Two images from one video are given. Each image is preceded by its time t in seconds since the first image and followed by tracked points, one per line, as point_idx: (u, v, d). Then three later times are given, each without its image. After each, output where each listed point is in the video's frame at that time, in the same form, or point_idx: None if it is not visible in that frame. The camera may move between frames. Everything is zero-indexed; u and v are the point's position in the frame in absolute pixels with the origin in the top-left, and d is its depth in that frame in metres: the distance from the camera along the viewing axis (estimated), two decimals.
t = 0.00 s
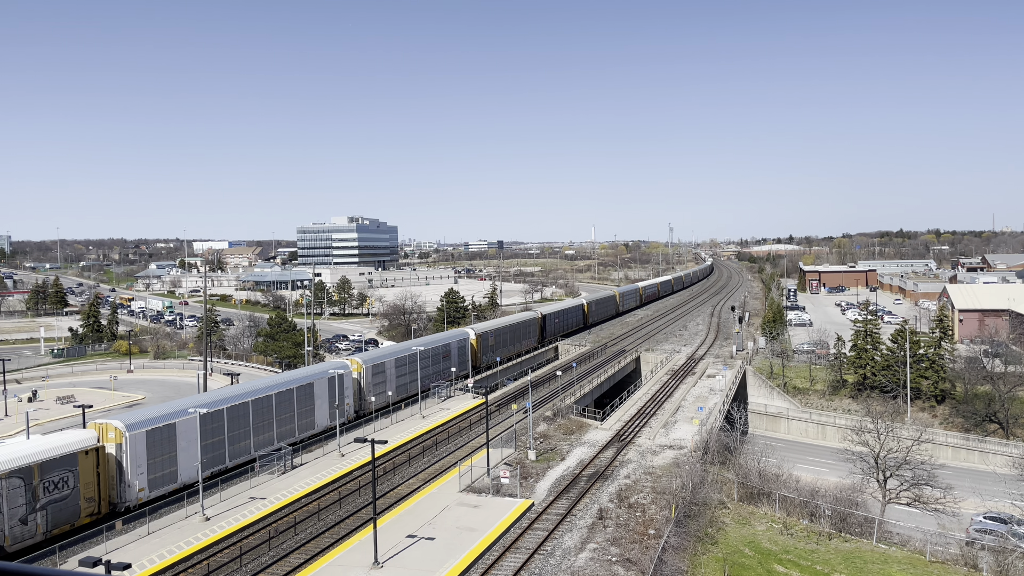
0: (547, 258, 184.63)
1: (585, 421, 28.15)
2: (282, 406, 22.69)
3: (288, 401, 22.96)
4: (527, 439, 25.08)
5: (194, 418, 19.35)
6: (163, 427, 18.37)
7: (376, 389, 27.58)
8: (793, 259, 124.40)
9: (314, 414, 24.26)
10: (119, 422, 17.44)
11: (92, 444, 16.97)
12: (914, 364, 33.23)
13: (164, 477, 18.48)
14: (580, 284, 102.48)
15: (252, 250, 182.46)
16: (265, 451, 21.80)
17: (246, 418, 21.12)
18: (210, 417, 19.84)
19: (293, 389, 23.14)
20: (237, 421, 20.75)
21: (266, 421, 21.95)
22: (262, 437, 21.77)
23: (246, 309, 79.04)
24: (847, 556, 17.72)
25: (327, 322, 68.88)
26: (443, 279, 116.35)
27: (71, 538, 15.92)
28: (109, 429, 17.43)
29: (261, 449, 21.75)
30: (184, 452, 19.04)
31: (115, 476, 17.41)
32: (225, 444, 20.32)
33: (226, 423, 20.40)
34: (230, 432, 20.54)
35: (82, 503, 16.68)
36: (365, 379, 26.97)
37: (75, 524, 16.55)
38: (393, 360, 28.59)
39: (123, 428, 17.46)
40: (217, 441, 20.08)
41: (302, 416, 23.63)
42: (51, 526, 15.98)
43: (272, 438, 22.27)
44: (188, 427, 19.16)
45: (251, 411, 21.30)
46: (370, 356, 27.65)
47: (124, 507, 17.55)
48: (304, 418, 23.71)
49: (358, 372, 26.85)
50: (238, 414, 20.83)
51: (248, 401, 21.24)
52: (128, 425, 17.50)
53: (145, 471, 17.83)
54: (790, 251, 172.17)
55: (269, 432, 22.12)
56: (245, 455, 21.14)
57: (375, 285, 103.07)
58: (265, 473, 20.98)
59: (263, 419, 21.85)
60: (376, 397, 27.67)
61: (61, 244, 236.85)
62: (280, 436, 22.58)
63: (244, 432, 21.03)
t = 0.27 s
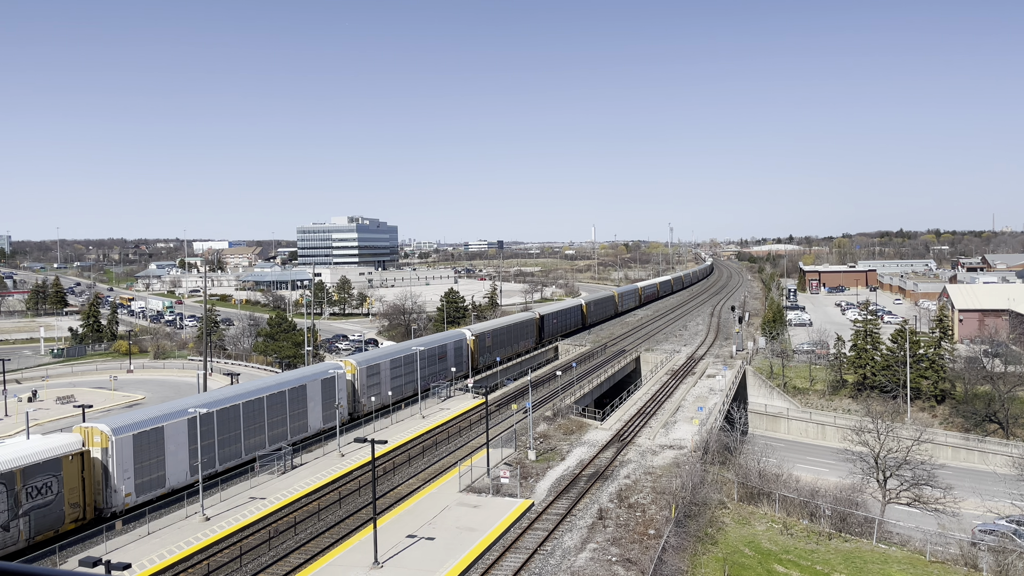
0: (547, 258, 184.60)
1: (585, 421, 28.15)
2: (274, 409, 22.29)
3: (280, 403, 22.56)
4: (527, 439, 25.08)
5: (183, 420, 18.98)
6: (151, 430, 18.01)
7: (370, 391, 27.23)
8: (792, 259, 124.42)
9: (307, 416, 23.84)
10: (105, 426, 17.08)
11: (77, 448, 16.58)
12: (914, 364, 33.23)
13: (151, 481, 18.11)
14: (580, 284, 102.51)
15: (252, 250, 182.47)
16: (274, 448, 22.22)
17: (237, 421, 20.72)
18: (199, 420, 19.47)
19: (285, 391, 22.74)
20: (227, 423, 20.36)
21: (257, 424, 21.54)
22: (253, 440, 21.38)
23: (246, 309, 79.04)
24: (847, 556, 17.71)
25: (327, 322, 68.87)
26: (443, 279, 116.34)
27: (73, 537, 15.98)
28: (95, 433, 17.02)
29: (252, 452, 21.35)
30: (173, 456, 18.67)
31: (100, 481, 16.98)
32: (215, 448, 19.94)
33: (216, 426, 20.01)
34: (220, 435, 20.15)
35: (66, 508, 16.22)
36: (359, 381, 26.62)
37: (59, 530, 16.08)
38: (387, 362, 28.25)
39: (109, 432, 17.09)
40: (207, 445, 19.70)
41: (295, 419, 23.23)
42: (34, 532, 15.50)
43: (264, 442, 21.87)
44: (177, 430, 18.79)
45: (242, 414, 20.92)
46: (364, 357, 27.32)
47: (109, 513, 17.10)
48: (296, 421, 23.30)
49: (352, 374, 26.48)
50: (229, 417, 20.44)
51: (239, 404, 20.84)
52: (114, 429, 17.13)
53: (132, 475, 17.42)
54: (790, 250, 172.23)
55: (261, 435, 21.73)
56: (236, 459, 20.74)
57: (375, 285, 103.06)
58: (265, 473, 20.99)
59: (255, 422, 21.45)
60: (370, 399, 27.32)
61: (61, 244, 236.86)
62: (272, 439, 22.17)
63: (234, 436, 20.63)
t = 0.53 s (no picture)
0: (547, 258, 184.60)
1: (585, 421, 28.15)
2: (266, 412, 21.94)
3: (273, 406, 22.22)
4: (527, 439, 25.08)
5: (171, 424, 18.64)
6: (138, 434, 17.67)
7: (364, 393, 26.94)
8: (792, 259, 124.44)
9: (300, 419, 23.53)
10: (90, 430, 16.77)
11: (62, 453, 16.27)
12: (914, 364, 33.22)
13: (139, 486, 17.80)
14: (580, 284, 102.53)
15: (252, 250, 182.50)
16: (273, 448, 22.20)
17: (227, 424, 20.33)
18: (188, 423, 19.17)
19: (278, 393, 22.39)
20: (217, 427, 20.03)
21: (249, 427, 21.21)
22: (244, 444, 21.05)
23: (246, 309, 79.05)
24: (847, 556, 17.71)
25: (327, 322, 68.88)
26: (443, 279, 116.35)
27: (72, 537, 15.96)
28: (80, 438, 16.75)
29: (243, 456, 21.03)
30: (161, 461, 18.34)
31: (85, 486, 16.68)
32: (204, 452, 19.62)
33: (206, 430, 19.69)
34: (210, 439, 19.81)
35: (50, 514, 15.89)
36: (353, 383, 26.31)
37: (42, 536, 15.73)
38: (382, 363, 27.98)
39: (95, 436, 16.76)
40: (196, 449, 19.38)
41: (287, 422, 22.90)
42: (17, 539, 15.15)
43: (255, 445, 21.54)
44: (165, 434, 18.46)
45: (233, 417, 20.58)
46: (359, 359, 27.03)
47: (95, 518, 16.80)
48: (289, 424, 22.98)
49: (346, 375, 26.19)
50: (219, 420, 20.12)
51: (230, 407, 20.51)
52: (100, 433, 16.82)
53: (118, 480, 17.12)
54: (790, 251, 172.30)
55: (252, 438, 21.39)
56: (226, 463, 20.41)
57: (375, 285, 103.06)
58: (265, 473, 20.99)
59: (246, 425, 21.11)
60: (365, 400, 27.03)
61: (61, 244, 236.85)
62: (263, 443, 21.84)
63: (225, 439, 20.30)
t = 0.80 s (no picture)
0: (547, 258, 184.56)
1: (585, 421, 28.15)
2: (257, 415, 21.59)
3: (264, 409, 21.87)
4: (527, 439, 25.08)
5: (159, 427, 18.29)
6: (125, 437, 17.31)
7: (359, 395, 26.59)
8: (793, 259, 124.44)
9: (292, 422, 23.18)
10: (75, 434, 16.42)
11: (46, 458, 15.91)
12: (914, 364, 33.22)
13: (126, 491, 17.42)
14: (580, 284, 102.53)
15: (252, 250, 182.50)
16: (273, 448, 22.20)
17: (217, 427, 20.05)
18: (177, 427, 18.82)
19: (269, 396, 22.04)
20: (206, 430, 19.68)
21: (239, 430, 20.85)
22: (235, 447, 20.69)
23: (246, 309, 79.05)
24: (846, 556, 17.72)
25: (327, 322, 68.88)
26: (443, 279, 116.34)
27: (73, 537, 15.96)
28: (65, 442, 16.43)
29: (233, 460, 20.66)
30: (148, 465, 17.98)
31: (70, 491, 16.32)
32: (193, 456, 19.26)
33: (195, 433, 19.35)
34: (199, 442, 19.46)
35: (33, 520, 15.51)
36: (347, 384, 25.85)
37: (24, 543, 15.35)
38: (377, 364, 27.65)
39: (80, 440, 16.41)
40: (185, 452, 19.03)
41: (279, 424, 22.55)
42: None
43: (246, 448, 21.19)
44: (152, 437, 18.11)
45: (223, 420, 20.23)
46: (354, 361, 26.69)
47: (80, 524, 16.44)
48: (280, 427, 22.63)
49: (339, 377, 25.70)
50: (208, 424, 19.77)
51: (219, 410, 20.17)
52: (85, 436, 16.46)
53: (103, 486, 16.76)
54: (790, 251, 172.36)
55: (243, 442, 21.03)
56: (216, 466, 20.05)
57: (375, 285, 103.04)
58: (265, 473, 20.98)
59: (236, 429, 20.75)
60: (359, 402, 26.68)
61: (61, 244, 236.82)
62: (254, 446, 21.48)
63: (214, 442, 19.95)
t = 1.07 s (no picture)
0: (547, 258, 184.52)
1: (585, 421, 28.15)
2: (248, 418, 21.26)
3: (255, 411, 21.54)
4: (527, 438, 25.09)
5: (146, 431, 17.96)
6: (111, 442, 16.99)
7: (353, 397, 26.26)
8: (792, 259, 124.41)
9: (283, 425, 22.86)
10: (60, 438, 16.15)
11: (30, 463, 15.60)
12: (914, 364, 33.23)
13: (112, 496, 17.11)
14: (580, 284, 102.56)
15: (252, 250, 182.48)
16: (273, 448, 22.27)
17: (219, 427, 20.15)
18: (165, 430, 18.51)
19: (260, 398, 21.71)
20: (195, 434, 19.36)
21: (229, 433, 20.53)
22: (225, 450, 20.37)
23: (246, 309, 79.06)
24: (847, 556, 17.72)
25: (327, 322, 68.89)
26: (443, 279, 116.38)
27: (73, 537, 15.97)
28: (49, 446, 16.15)
29: (222, 464, 20.34)
30: (135, 470, 17.66)
31: (54, 497, 16.02)
32: (181, 460, 18.95)
33: (183, 436, 19.03)
34: (187, 446, 19.14)
35: (16, 527, 15.18)
36: (340, 387, 25.59)
37: (8, 550, 14.99)
38: (371, 366, 27.33)
39: (64, 444, 16.09)
40: (173, 456, 18.71)
41: (270, 427, 22.22)
42: None
43: (236, 452, 20.87)
44: (140, 441, 17.79)
45: (212, 423, 19.91)
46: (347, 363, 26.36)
47: (64, 530, 16.13)
48: (271, 430, 22.30)
49: (333, 379, 25.47)
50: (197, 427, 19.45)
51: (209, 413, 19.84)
52: (70, 441, 16.15)
53: (89, 491, 16.45)
54: (790, 251, 172.38)
55: (233, 445, 20.71)
56: (205, 471, 19.75)
57: (375, 285, 103.03)
58: (265, 473, 20.98)
59: (226, 432, 20.42)
60: (353, 405, 26.36)
61: (61, 244, 236.81)
62: (245, 449, 21.16)
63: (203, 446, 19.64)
